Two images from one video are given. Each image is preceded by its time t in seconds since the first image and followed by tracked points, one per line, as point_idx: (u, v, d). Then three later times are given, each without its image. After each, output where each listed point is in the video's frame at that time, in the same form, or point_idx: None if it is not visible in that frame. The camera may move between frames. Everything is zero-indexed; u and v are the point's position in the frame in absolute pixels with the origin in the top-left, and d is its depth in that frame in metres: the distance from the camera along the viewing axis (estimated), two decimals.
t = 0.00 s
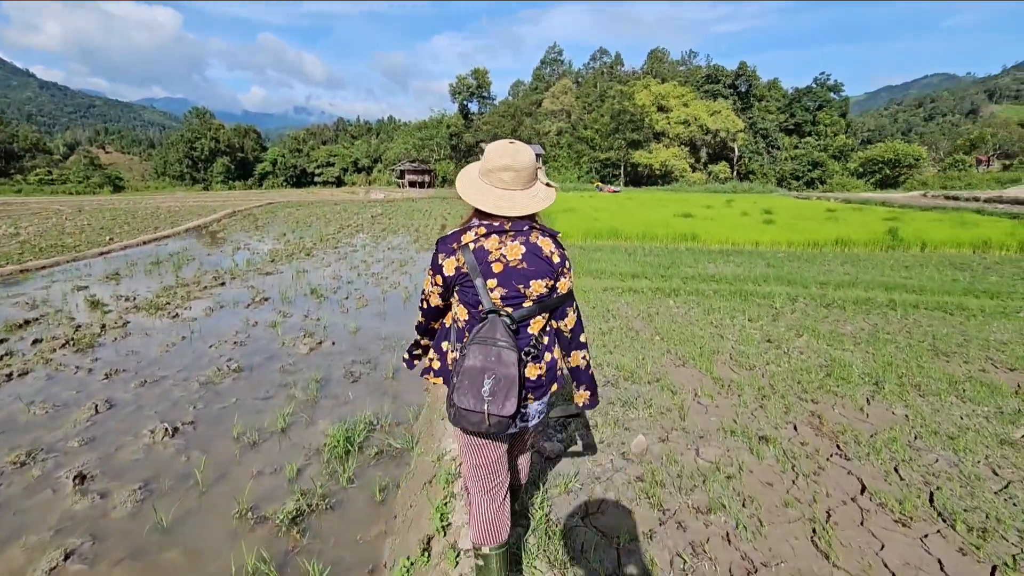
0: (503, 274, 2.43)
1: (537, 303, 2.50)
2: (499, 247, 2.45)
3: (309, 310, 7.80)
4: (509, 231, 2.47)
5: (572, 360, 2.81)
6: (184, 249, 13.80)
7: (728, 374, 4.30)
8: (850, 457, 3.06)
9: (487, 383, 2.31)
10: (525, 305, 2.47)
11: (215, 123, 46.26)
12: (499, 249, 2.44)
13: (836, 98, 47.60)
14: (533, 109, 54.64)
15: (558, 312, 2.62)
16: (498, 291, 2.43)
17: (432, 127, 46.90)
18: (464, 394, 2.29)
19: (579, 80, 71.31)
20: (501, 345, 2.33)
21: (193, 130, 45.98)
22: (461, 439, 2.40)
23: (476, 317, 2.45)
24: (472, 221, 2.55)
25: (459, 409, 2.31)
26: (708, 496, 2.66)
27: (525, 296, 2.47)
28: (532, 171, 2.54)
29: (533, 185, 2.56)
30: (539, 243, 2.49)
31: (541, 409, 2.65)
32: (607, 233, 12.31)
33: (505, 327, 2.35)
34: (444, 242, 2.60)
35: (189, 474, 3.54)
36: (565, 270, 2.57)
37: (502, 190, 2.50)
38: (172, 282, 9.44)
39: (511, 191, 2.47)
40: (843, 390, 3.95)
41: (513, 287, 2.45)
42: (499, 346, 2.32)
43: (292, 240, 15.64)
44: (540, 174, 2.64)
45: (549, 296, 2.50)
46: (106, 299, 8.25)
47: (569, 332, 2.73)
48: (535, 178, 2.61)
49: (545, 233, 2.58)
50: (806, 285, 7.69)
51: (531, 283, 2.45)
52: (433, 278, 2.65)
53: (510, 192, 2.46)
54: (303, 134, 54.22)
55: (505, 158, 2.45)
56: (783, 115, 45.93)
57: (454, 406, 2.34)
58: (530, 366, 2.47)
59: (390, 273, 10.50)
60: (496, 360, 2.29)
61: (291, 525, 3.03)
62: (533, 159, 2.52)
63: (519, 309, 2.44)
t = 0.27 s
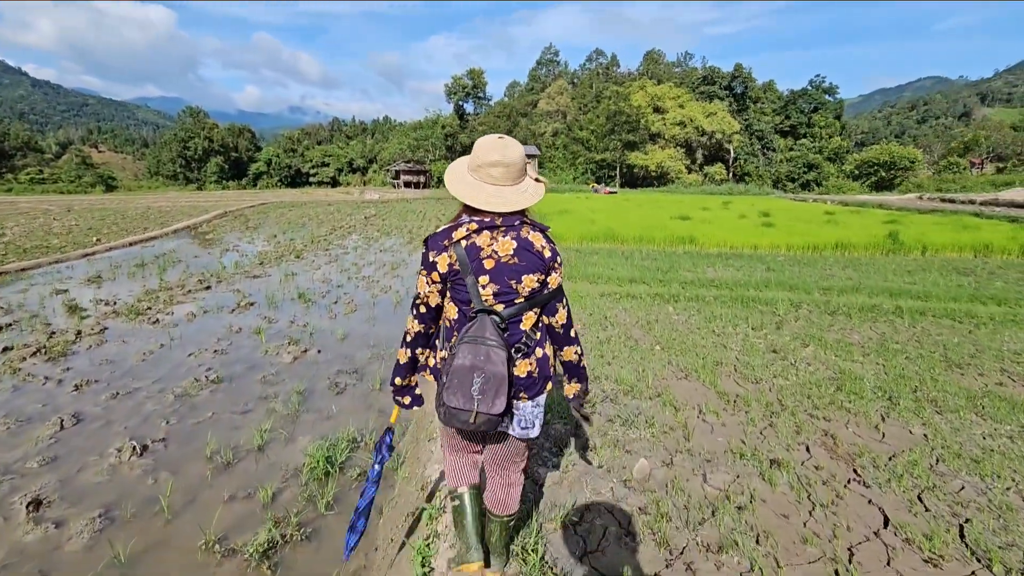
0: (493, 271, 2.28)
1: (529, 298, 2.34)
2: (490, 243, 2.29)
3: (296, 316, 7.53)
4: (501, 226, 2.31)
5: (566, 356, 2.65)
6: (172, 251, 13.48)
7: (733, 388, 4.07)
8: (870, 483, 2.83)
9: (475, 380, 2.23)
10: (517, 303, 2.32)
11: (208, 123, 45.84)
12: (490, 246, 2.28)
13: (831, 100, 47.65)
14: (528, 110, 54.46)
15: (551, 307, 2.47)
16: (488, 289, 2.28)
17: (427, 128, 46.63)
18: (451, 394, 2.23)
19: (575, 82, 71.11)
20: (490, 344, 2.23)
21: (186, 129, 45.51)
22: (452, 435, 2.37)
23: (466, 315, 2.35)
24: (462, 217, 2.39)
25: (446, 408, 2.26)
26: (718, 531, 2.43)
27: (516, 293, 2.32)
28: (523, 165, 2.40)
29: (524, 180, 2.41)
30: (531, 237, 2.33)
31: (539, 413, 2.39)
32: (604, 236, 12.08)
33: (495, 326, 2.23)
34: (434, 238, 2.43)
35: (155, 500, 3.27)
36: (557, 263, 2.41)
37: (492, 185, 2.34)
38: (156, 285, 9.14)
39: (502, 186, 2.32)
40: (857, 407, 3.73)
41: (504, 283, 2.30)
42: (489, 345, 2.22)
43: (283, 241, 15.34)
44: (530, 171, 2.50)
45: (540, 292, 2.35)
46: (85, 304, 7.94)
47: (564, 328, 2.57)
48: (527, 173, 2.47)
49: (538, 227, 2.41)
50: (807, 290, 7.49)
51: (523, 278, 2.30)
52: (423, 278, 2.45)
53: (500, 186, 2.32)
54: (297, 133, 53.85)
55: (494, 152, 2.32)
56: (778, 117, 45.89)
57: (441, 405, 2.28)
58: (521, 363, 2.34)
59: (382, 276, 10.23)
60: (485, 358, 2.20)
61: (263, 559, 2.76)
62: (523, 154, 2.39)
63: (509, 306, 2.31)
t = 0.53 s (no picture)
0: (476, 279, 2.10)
1: (513, 307, 2.14)
2: (473, 252, 2.11)
3: (284, 320, 7.30)
4: (483, 235, 2.12)
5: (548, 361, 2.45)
6: (159, 251, 13.19)
7: (737, 400, 3.89)
8: (888, 507, 2.66)
9: (463, 391, 2.07)
10: (501, 310, 2.13)
11: (200, 121, 45.37)
12: (473, 256, 2.10)
13: (825, 100, 47.72)
14: (523, 109, 54.25)
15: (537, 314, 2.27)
16: (473, 298, 2.10)
17: (421, 126, 46.32)
18: (439, 404, 2.07)
19: (570, 81, 70.89)
20: (477, 353, 2.06)
21: (178, 127, 45.01)
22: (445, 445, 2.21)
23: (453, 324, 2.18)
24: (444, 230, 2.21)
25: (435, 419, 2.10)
26: (730, 565, 2.24)
27: (500, 301, 2.13)
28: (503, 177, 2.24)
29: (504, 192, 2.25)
30: (514, 244, 2.13)
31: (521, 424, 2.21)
32: (600, 237, 11.90)
33: (481, 335, 2.06)
34: (417, 250, 2.26)
35: (124, 524, 3.05)
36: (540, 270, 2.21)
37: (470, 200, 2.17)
38: (140, 288, 8.88)
39: (481, 200, 2.15)
40: (869, 420, 3.55)
41: (488, 291, 2.11)
42: (475, 353, 2.06)
43: (273, 241, 15.07)
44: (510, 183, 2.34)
45: (527, 299, 2.16)
46: (65, 308, 7.68)
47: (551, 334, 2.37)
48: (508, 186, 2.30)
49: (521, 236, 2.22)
50: (808, 294, 7.34)
51: (507, 286, 2.11)
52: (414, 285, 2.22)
53: (479, 200, 2.15)
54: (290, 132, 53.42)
55: (473, 163, 2.16)
56: (773, 116, 45.86)
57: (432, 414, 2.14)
58: (508, 371, 2.16)
59: (373, 279, 10.00)
60: (472, 367, 2.03)
61: None
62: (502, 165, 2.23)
63: (495, 314, 2.12)
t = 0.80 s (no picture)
0: (461, 264, 2.22)
1: (497, 290, 2.27)
2: (458, 236, 2.23)
3: (274, 321, 7.07)
4: (467, 219, 2.24)
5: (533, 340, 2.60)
6: (149, 251, 12.87)
7: (750, 407, 3.67)
8: (925, 527, 2.45)
9: (446, 371, 2.19)
10: (485, 294, 2.25)
11: (194, 118, 44.92)
12: (457, 239, 2.22)
13: (821, 98, 47.63)
14: (519, 107, 53.98)
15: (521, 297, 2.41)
16: (458, 282, 2.22)
17: (417, 124, 46.00)
18: (425, 383, 2.21)
19: (567, 79, 70.52)
20: (460, 334, 2.19)
21: (172, 125, 44.51)
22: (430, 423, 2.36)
23: (436, 308, 2.29)
24: (430, 214, 2.32)
25: (420, 396, 2.24)
26: None
27: (484, 284, 2.24)
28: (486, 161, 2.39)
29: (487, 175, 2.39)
30: (497, 229, 2.25)
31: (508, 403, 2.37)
32: (598, 235, 11.70)
33: (465, 318, 2.19)
34: (403, 235, 2.35)
35: (94, 547, 2.81)
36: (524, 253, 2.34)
37: (457, 178, 2.31)
38: (127, 288, 8.61)
39: (465, 178, 2.29)
40: (890, 427, 3.36)
41: (472, 275, 2.22)
42: (459, 336, 2.18)
43: (267, 240, 14.77)
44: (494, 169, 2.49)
45: (511, 283, 2.28)
46: (47, 309, 7.41)
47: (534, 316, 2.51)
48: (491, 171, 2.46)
49: (505, 219, 2.35)
50: (814, 293, 7.14)
51: (491, 269, 2.23)
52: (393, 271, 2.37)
53: (465, 178, 2.29)
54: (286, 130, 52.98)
55: (456, 147, 2.31)
56: (769, 114, 45.72)
57: (415, 393, 2.27)
58: (492, 352, 2.30)
59: (367, 278, 9.75)
60: (457, 349, 2.16)
61: None
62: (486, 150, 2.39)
63: (479, 299, 2.24)
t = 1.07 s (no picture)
0: (455, 265, 2.17)
1: (493, 291, 2.25)
2: (452, 237, 2.19)
3: (266, 326, 6.84)
4: (462, 220, 2.21)
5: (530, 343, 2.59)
6: (141, 252, 12.62)
7: (767, 423, 3.47)
8: (970, 562, 2.25)
9: (443, 373, 2.10)
10: (480, 295, 2.21)
11: (189, 117, 44.53)
12: (451, 239, 2.18)
13: (818, 96, 47.50)
14: (517, 106, 53.71)
15: (518, 299, 2.39)
16: (452, 281, 2.16)
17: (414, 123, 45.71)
18: (422, 383, 2.12)
19: (564, 76, 70.16)
20: (457, 334, 2.12)
21: (167, 124, 44.09)
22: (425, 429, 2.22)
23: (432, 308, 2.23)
24: (426, 215, 2.32)
25: (416, 399, 2.14)
26: None
27: (480, 285, 2.21)
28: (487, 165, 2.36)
29: (487, 178, 2.37)
30: (492, 230, 2.23)
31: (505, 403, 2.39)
32: (599, 235, 11.48)
33: (460, 318, 2.13)
34: (398, 237, 2.32)
35: None
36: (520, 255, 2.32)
37: (457, 181, 2.29)
38: (115, 292, 8.37)
39: (465, 182, 2.26)
40: (918, 445, 3.16)
41: (467, 276, 2.19)
42: (455, 335, 2.11)
43: (262, 241, 14.51)
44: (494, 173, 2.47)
45: (507, 284, 2.27)
46: (31, 315, 7.15)
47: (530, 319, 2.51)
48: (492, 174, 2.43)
49: (500, 221, 2.32)
50: (824, 296, 6.94)
51: (486, 271, 2.20)
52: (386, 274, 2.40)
53: (465, 181, 2.26)
54: (282, 129, 52.62)
55: (457, 149, 2.29)
56: (767, 112, 45.60)
57: (411, 396, 2.17)
58: (488, 354, 2.28)
59: (363, 280, 9.51)
60: (454, 349, 2.09)
61: None
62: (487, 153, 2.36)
63: (475, 299, 2.20)
